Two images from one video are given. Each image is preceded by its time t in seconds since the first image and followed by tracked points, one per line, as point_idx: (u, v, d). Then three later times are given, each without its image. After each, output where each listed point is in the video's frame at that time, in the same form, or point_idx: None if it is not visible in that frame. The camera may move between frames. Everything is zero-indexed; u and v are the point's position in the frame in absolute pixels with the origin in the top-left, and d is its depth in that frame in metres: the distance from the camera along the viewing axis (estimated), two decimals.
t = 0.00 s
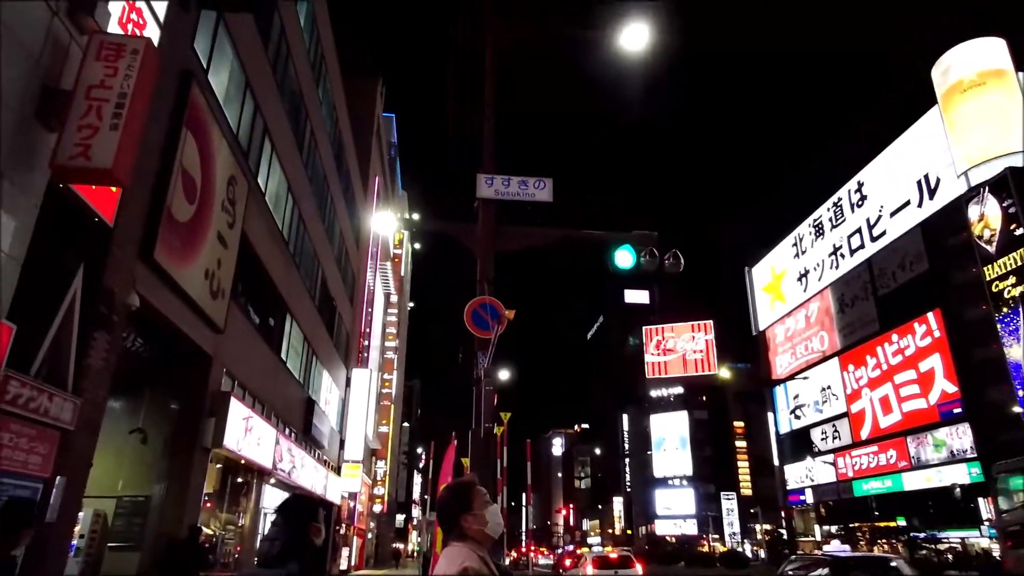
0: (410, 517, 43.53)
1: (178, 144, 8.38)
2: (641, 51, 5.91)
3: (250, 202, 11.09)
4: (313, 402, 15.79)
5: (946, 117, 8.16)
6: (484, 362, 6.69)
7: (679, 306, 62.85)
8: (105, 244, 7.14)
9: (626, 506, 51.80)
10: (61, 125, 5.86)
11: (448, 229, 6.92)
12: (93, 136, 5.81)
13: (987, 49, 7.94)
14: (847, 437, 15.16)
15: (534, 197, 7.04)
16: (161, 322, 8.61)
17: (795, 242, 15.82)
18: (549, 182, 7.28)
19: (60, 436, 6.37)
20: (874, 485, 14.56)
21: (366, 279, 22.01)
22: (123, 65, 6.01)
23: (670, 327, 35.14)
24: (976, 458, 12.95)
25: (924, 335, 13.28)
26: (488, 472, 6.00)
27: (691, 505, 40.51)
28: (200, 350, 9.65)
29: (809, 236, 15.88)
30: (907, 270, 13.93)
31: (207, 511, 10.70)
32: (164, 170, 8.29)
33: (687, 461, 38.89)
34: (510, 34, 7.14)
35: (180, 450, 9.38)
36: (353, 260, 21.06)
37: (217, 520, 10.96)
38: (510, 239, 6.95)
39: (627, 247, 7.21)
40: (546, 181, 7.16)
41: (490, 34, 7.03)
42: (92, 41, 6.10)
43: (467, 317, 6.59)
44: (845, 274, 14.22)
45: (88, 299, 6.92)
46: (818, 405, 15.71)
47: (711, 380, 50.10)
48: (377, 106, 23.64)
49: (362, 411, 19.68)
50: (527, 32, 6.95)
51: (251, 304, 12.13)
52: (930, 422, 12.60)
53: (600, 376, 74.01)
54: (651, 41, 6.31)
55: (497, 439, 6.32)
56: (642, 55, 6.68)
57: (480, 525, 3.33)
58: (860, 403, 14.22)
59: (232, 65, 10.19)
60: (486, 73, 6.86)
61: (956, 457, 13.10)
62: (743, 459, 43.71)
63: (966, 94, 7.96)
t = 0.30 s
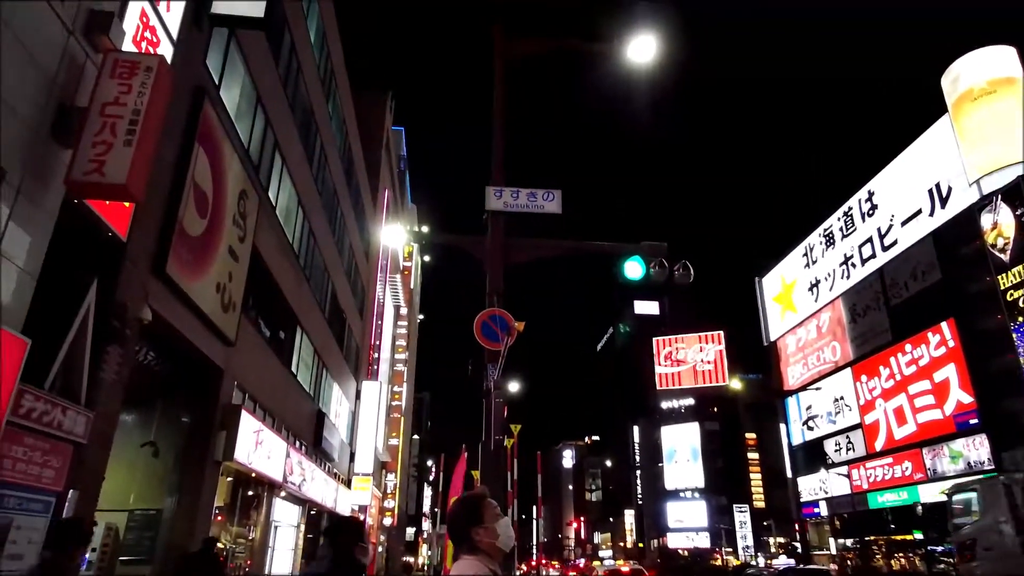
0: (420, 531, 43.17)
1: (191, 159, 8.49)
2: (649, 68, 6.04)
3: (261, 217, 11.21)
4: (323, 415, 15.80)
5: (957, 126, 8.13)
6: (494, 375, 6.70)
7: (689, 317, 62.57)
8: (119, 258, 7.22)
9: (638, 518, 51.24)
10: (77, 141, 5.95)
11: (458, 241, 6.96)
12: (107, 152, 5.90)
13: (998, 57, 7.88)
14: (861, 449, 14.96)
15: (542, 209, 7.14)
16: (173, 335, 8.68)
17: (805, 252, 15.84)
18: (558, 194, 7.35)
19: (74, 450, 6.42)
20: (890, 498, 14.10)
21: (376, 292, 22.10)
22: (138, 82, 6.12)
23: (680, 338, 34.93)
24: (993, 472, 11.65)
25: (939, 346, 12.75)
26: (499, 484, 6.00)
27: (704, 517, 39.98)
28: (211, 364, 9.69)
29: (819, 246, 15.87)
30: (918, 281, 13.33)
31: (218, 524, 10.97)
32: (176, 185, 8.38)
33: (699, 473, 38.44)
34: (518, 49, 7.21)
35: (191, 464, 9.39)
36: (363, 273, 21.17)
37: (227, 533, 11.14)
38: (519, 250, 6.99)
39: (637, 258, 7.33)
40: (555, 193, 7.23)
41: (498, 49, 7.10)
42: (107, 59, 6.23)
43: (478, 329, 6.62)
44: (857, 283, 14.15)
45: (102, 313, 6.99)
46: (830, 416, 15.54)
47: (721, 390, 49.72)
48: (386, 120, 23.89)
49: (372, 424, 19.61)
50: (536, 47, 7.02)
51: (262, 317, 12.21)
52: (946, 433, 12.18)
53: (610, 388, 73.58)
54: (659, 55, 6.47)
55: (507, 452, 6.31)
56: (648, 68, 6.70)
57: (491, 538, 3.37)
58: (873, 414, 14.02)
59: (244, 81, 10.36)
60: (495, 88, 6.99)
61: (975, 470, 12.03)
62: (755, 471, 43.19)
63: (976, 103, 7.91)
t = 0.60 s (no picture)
0: (428, 541, 42.89)
1: (201, 172, 8.59)
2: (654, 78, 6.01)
3: (270, 227, 11.30)
4: (331, 425, 15.82)
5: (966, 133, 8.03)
6: (502, 384, 6.72)
7: (697, 325, 62.33)
8: (129, 269, 7.29)
9: (647, 528, 50.77)
10: (89, 154, 6.04)
11: (467, 252, 7.01)
12: (119, 164, 5.98)
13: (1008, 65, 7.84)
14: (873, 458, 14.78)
15: (550, 218, 7.19)
16: (184, 346, 8.75)
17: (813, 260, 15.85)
18: (565, 203, 7.41)
19: (84, 460, 6.46)
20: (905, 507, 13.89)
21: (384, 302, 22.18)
22: (149, 96, 6.22)
23: (689, 347, 34.77)
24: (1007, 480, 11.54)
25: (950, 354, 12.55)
26: (508, 494, 5.98)
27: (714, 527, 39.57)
28: (219, 374, 9.74)
29: (827, 253, 15.86)
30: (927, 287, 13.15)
31: (228, 536, 10.82)
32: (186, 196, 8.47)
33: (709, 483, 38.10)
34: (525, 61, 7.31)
35: (200, 474, 9.42)
36: (371, 283, 21.25)
37: (237, 544, 11.06)
38: (526, 259, 7.03)
39: (645, 266, 7.34)
40: (562, 202, 7.28)
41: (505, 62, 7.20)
42: (119, 73, 6.32)
43: (485, 339, 6.75)
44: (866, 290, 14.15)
45: (112, 324, 7.06)
46: (842, 424, 15.37)
47: (731, 399, 49.43)
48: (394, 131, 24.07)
49: (380, 434, 19.56)
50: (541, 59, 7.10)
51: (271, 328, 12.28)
52: (958, 442, 11.96)
53: (619, 397, 73.26)
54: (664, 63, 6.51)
55: (515, 461, 6.32)
56: (654, 77, 6.76)
57: (501, 548, 3.40)
58: (886, 422, 13.83)
59: (253, 94, 10.48)
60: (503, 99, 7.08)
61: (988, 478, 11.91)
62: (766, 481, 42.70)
63: (985, 109, 7.83)
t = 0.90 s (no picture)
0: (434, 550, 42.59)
1: (209, 181, 8.68)
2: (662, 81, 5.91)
3: (276, 235, 11.33)
4: (337, 433, 15.80)
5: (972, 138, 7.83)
6: (508, 392, 6.75)
7: (703, 332, 62.06)
8: (136, 277, 7.33)
9: (655, 536, 50.37)
10: (97, 163, 6.09)
11: (472, 259, 7.02)
12: (127, 174, 6.03)
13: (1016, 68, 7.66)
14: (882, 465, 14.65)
15: (555, 225, 7.20)
16: (190, 354, 8.77)
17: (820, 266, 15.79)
18: (571, 210, 7.42)
19: (91, 468, 6.47)
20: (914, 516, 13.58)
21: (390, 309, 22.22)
22: (156, 106, 6.27)
23: (695, 354, 34.58)
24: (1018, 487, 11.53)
25: (959, 360, 12.41)
26: (514, 501, 5.94)
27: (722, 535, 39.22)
28: (226, 381, 9.76)
29: (833, 259, 15.83)
30: (937, 293, 13.09)
31: (233, 544, 10.89)
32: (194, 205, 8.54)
33: (717, 491, 37.75)
34: (530, 69, 7.35)
35: (207, 482, 9.42)
36: (377, 290, 21.28)
37: (243, 552, 11.07)
38: (532, 267, 7.04)
39: (650, 273, 7.37)
40: (567, 210, 7.28)
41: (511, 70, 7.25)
42: (127, 84, 6.40)
43: (491, 345, 6.80)
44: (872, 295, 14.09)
45: (120, 332, 7.11)
46: (850, 431, 15.22)
47: (738, 406, 49.14)
48: (399, 138, 24.15)
49: (387, 441, 19.44)
50: (546, 67, 7.14)
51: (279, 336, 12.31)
52: (969, 448, 11.84)
53: (625, 404, 72.94)
54: (671, 70, 6.51)
55: (522, 468, 6.30)
56: (658, 84, 6.77)
57: (508, 556, 3.70)
58: (894, 429, 13.68)
59: (260, 103, 10.55)
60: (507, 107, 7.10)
61: (1000, 485, 12.03)
62: (774, 488, 42.26)
63: (991, 114, 7.67)
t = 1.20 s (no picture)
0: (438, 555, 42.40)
1: (215, 188, 8.73)
2: (661, 91, 5.94)
3: (280, 241, 11.35)
4: (342, 438, 15.78)
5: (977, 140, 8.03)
6: (512, 396, 6.75)
7: (708, 336, 61.92)
8: (142, 283, 7.36)
9: (661, 541, 50.10)
10: (103, 169, 6.13)
11: (477, 264, 7.05)
12: (133, 180, 6.06)
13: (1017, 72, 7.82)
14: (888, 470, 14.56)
15: (560, 229, 7.22)
16: (196, 360, 8.79)
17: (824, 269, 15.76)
18: (575, 215, 7.46)
19: (97, 473, 6.48)
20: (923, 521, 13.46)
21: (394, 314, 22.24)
22: (162, 112, 6.31)
23: (700, 358, 34.51)
24: None
25: (966, 364, 12.35)
26: (518, 505, 5.93)
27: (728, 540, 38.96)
28: (231, 387, 9.76)
29: (838, 263, 15.82)
30: (944, 297, 12.98)
31: (239, 549, 10.78)
32: (199, 211, 8.57)
33: (723, 496, 37.53)
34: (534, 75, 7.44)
35: (213, 487, 9.44)
36: (381, 296, 21.29)
37: (247, 557, 11.03)
38: (536, 271, 7.06)
39: (655, 278, 7.35)
40: (571, 214, 7.32)
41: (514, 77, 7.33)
42: (133, 91, 6.44)
43: (495, 349, 6.81)
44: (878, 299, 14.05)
45: (126, 338, 7.14)
46: (856, 435, 15.11)
47: (743, 410, 48.97)
48: (403, 143, 24.22)
49: (391, 447, 19.30)
50: (550, 74, 7.21)
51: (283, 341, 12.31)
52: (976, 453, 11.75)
53: (630, 409, 72.73)
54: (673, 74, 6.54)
55: (526, 472, 6.30)
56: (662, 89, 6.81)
57: (513, 561, 3.76)
58: (901, 433, 13.58)
59: (264, 109, 10.58)
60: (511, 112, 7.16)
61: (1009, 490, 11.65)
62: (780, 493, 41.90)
63: (996, 117, 7.84)
